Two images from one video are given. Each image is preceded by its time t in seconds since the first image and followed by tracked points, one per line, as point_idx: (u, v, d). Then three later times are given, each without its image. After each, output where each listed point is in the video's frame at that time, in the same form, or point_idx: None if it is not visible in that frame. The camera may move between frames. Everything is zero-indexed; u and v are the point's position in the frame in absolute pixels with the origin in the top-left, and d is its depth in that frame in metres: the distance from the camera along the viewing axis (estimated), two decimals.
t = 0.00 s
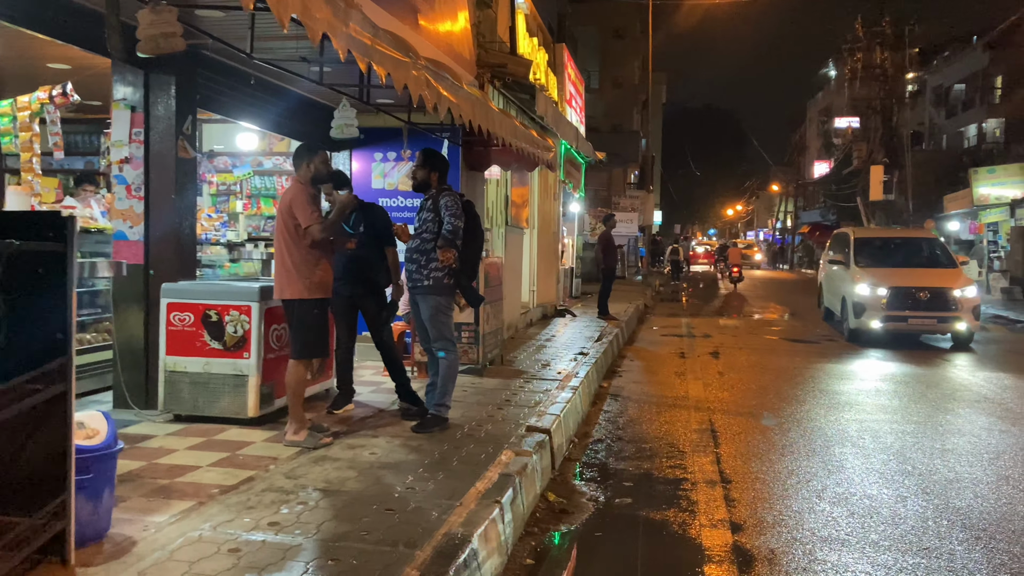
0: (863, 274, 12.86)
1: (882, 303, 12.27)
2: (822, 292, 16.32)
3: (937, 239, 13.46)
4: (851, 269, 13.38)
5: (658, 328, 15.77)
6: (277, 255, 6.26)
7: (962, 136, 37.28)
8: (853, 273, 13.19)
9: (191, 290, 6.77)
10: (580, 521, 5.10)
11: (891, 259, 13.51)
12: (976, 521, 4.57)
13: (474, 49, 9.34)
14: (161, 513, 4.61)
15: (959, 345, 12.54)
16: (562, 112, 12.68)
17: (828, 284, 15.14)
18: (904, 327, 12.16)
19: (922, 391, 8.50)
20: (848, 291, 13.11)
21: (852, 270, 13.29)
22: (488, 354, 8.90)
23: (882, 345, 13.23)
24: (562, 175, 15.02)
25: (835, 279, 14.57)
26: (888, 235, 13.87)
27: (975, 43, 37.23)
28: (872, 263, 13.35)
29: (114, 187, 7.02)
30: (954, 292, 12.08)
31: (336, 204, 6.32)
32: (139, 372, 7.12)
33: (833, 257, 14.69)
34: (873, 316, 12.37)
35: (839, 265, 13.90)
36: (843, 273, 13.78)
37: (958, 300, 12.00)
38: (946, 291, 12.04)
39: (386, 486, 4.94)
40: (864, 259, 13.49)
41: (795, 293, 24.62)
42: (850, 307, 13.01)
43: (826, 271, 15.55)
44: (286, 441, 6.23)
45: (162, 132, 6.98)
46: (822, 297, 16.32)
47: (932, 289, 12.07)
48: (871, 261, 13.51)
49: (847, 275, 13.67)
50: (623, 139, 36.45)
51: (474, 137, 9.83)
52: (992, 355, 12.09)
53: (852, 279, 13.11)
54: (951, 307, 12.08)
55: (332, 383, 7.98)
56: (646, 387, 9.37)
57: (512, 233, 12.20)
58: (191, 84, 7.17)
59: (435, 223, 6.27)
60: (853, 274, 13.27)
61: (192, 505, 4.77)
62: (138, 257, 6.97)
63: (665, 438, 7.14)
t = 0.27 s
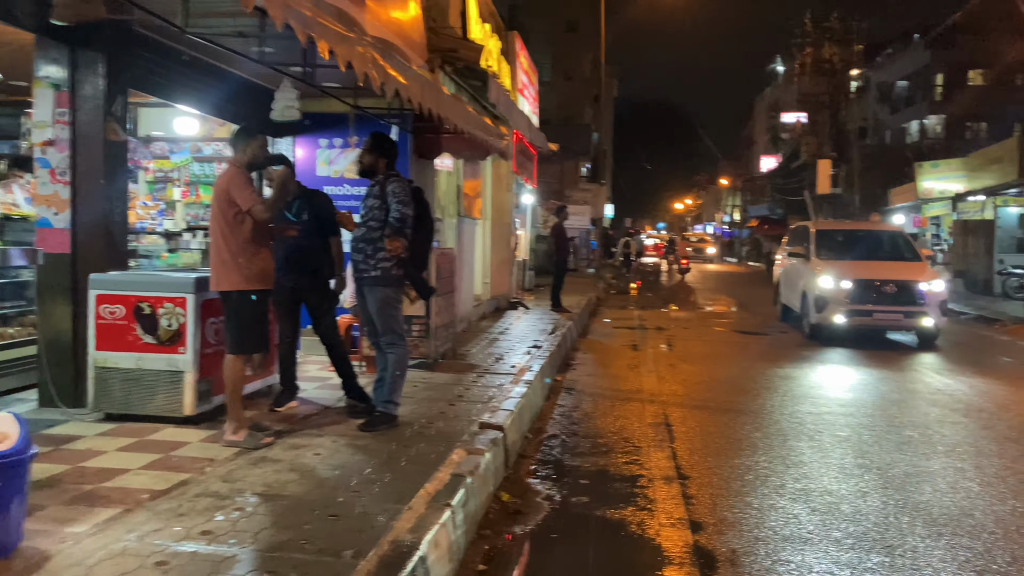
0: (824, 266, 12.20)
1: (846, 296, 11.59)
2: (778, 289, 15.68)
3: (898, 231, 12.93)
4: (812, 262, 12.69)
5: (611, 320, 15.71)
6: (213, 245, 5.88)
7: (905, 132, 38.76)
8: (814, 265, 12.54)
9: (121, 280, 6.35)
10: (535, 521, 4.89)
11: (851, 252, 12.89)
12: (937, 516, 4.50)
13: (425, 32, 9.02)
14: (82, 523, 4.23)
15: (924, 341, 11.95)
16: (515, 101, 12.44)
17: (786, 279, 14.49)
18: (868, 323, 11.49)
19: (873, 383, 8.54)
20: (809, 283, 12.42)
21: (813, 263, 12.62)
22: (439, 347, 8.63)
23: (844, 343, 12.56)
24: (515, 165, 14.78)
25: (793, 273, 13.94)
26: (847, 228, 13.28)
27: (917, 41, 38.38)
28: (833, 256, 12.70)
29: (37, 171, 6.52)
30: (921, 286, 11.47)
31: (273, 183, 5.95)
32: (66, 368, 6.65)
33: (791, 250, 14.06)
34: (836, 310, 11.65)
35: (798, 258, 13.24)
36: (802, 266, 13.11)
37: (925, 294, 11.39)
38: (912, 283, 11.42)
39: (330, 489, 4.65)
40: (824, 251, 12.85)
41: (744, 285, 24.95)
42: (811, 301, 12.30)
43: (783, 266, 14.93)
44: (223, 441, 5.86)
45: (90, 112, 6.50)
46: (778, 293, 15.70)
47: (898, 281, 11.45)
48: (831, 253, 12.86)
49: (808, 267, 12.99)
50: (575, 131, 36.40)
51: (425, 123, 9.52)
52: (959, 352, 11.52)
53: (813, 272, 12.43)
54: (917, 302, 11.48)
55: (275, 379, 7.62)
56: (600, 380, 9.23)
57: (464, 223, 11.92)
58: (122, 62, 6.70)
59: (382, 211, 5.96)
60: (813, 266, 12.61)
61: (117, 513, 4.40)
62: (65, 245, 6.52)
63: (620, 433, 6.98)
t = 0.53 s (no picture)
0: (783, 262, 11.71)
1: (806, 293, 11.10)
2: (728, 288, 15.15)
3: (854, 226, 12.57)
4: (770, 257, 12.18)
5: (557, 317, 15.61)
6: (138, 244, 5.42)
7: (841, 127, 40.30)
8: (771, 261, 12.03)
9: (38, 283, 5.89)
10: (483, 535, 4.67)
11: (808, 248, 12.47)
12: (891, 519, 4.47)
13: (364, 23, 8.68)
14: None
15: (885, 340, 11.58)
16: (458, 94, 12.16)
17: (739, 276, 13.97)
18: (830, 321, 11.02)
19: (818, 379, 8.60)
20: (767, 280, 11.90)
21: (771, 258, 12.11)
22: (382, 349, 8.33)
23: (802, 343, 12.10)
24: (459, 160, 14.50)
25: (746, 271, 13.43)
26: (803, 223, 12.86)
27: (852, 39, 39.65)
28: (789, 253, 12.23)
29: None
30: (886, 281, 11.06)
31: (202, 171, 5.46)
32: None
33: (745, 247, 13.55)
34: (797, 308, 11.16)
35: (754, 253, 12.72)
36: (759, 262, 12.61)
37: (890, 289, 10.97)
38: (874, 278, 11.01)
39: (265, 508, 4.32)
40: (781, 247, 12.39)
41: (688, 280, 25.23)
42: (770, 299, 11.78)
43: (735, 263, 14.41)
44: (150, 455, 5.40)
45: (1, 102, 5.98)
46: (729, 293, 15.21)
47: (861, 277, 11.02)
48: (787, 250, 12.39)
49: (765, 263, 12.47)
50: (519, 125, 36.20)
51: (366, 117, 9.18)
52: (920, 350, 11.18)
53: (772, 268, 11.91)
54: (881, 298, 11.03)
55: (207, 386, 7.19)
56: (548, 380, 9.07)
57: (407, 220, 11.60)
58: (37, 48, 6.18)
59: (320, 209, 5.65)
60: (771, 262, 12.10)
61: (27, 540, 3.97)
62: None
63: (570, 435, 6.82)
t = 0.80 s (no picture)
0: (764, 263, 11.10)
1: (791, 297, 10.53)
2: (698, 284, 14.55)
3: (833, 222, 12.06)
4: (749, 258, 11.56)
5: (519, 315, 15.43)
6: (76, 244, 5.01)
7: (797, 125, 40.98)
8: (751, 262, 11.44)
9: None
10: (447, 545, 4.46)
11: (787, 247, 11.91)
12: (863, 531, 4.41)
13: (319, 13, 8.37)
14: None
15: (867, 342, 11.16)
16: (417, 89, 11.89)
17: (712, 274, 13.36)
18: (816, 327, 10.49)
19: (782, 378, 8.59)
20: (748, 283, 11.30)
21: (750, 260, 11.51)
22: (340, 352, 8.06)
23: (783, 348, 11.57)
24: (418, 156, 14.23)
25: (721, 269, 12.82)
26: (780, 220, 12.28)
27: (807, 38, 40.37)
28: (768, 251, 11.62)
29: None
30: (873, 284, 10.51)
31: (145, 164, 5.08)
32: None
33: (720, 243, 12.93)
34: (780, 313, 10.61)
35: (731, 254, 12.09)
36: (737, 263, 11.98)
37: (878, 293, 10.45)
38: (861, 281, 10.50)
39: (215, 525, 4.03)
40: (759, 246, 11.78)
41: (648, 276, 25.31)
42: (750, 302, 11.18)
43: (707, 259, 13.79)
44: (91, 467, 4.99)
45: None
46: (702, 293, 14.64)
47: (848, 280, 10.47)
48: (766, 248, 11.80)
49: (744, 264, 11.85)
50: (478, 122, 35.86)
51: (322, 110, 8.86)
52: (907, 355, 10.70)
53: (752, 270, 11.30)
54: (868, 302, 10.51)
55: (155, 393, 6.82)
56: (511, 381, 8.90)
57: (365, 218, 11.30)
58: None
59: (272, 206, 5.37)
60: (750, 262, 11.49)
61: None
62: None
63: (535, 436, 6.66)
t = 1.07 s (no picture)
0: (772, 260, 9.93)
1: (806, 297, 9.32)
2: (693, 285, 13.44)
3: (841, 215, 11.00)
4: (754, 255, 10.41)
5: (501, 313, 15.17)
6: (31, 237, 4.68)
7: (777, 121, 41.07)
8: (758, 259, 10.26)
9: None
10: (426, 557, 4.22)
11: (795, 243, 10.73)
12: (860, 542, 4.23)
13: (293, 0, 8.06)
14: None
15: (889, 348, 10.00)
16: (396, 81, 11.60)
17: (710, 274, 12.22)
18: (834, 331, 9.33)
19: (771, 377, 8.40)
20: (754, 281, 10.15)
21: (755, 256, 10.35)
22: (316, 352, 7.78)
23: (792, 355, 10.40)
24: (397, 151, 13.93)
25: (721, 269, 11.67)
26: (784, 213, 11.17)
27: (787, 34, 40.47)
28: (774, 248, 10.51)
29: None
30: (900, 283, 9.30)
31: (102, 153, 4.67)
32: None
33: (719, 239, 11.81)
34: (791, 316, 9.43)
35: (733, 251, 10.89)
36: (740, 260, 10.79)
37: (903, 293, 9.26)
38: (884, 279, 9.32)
39: (179, 539, 3.74)
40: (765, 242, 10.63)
41: (630, 273, 25.12)
42: (756, 304, 10.04)
43: (704, 259, 12.66)
44: (49, 477, 4.64)
45: None
46: (698, 293, 13.49)
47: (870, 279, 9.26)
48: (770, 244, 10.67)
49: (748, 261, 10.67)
50: (458, 118, 35.47)
51: (297, 101, 8.54)
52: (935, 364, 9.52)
53: (758, 269, 10.13)
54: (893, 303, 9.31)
55: (120, 396, 6.49)
56: (494, 381, 8.66)
57: (343, 213, 11.00)
58: None
59: (242, 199, 5.09)
60: (755, 260, 10.34)
61: None
62: None
63: (519, 438, 6.45)
